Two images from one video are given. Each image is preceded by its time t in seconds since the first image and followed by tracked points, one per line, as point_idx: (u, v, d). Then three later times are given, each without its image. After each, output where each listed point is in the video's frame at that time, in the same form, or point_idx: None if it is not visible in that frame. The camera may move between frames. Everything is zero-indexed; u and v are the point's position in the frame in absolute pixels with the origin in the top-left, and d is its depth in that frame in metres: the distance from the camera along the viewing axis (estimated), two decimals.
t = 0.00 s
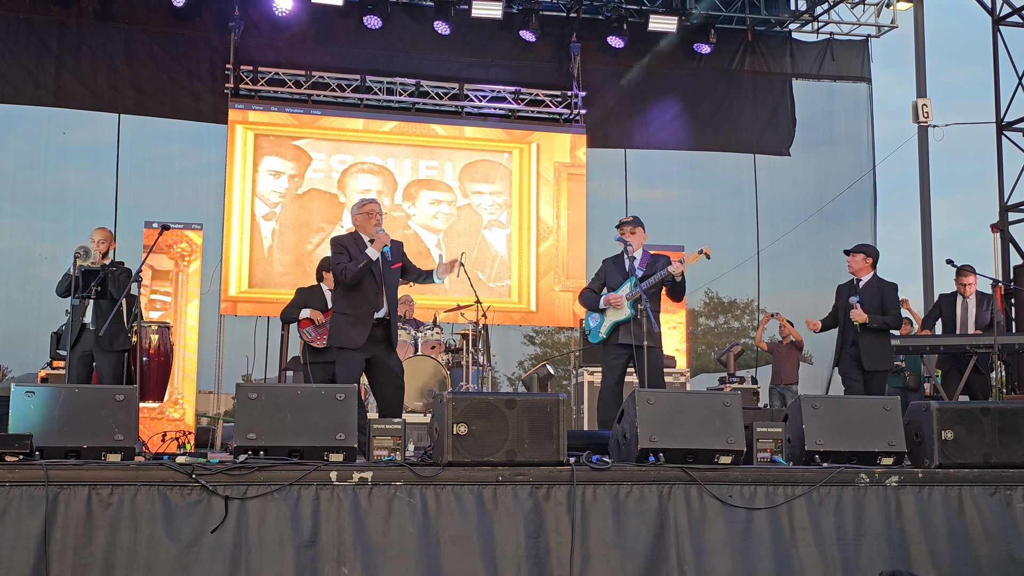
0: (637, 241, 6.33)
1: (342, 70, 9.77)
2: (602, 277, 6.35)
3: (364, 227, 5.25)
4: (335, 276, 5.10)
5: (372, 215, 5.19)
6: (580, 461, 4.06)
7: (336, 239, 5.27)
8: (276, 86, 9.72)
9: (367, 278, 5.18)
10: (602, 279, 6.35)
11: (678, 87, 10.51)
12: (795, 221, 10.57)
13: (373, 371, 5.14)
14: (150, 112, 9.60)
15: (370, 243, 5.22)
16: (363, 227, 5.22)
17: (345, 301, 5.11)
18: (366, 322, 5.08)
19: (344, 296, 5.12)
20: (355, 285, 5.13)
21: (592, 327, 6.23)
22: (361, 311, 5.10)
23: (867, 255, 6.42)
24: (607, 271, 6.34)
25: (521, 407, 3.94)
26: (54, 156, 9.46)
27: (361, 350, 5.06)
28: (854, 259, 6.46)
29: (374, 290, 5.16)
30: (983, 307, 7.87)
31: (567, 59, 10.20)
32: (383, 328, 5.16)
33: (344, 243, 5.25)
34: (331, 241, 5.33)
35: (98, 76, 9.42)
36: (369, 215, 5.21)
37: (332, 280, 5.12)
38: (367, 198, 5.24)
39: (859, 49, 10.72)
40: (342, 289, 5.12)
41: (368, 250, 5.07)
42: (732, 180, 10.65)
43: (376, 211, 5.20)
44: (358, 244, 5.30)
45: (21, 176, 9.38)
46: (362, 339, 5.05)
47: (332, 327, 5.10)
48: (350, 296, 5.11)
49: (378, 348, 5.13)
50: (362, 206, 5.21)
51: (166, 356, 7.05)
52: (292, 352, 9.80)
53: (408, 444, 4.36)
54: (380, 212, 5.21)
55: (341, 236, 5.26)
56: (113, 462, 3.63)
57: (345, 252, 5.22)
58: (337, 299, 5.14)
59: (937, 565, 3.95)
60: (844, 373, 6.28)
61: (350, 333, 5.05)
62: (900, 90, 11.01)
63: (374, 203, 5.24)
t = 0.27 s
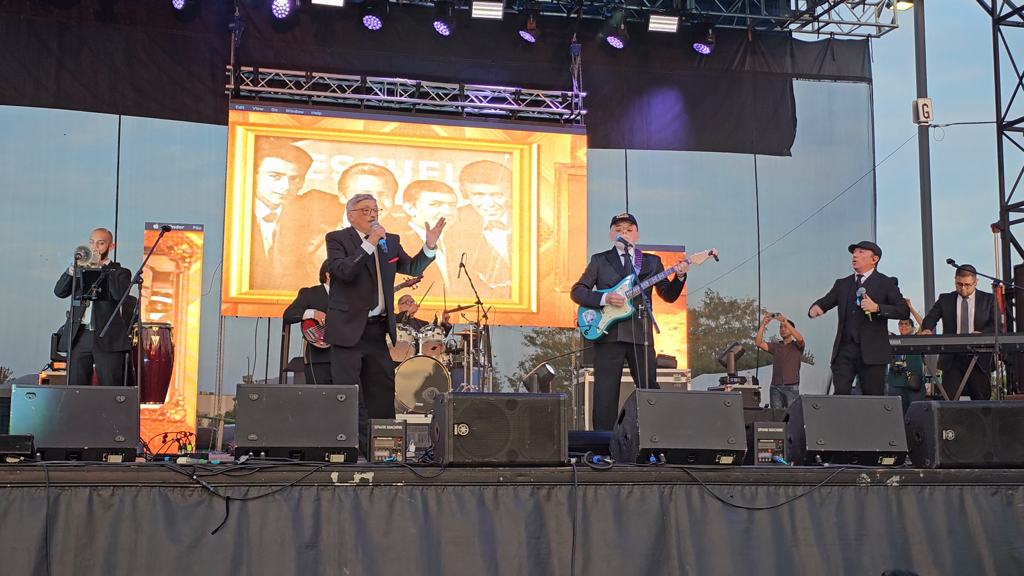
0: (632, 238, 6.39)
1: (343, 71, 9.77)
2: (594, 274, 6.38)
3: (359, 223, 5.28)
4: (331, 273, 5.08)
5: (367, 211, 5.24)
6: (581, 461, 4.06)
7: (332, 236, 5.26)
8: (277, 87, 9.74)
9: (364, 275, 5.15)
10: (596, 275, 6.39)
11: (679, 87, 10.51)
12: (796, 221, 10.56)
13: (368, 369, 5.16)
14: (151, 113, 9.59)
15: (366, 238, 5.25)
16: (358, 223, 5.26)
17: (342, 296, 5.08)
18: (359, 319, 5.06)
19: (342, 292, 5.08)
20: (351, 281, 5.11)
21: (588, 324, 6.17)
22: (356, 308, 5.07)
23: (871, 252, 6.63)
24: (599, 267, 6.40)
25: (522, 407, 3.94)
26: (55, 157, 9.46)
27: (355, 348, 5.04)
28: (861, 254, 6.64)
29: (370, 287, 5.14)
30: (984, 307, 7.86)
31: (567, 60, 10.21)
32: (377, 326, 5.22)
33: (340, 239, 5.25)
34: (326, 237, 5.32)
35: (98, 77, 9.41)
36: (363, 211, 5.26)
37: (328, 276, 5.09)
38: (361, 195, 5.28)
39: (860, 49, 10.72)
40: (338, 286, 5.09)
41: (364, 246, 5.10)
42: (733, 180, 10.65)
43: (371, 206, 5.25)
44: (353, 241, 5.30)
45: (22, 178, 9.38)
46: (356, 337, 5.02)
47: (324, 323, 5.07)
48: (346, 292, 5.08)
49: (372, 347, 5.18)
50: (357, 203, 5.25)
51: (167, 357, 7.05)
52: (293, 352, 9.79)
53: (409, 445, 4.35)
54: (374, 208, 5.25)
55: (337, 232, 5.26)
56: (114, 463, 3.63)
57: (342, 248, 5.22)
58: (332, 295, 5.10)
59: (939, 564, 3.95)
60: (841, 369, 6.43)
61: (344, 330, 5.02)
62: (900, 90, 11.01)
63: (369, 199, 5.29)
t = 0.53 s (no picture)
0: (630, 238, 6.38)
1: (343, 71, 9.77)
2: (592, 273, 6.40)
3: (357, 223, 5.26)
4: (329, 273, 5.07)
5: (365, 211, 5.21)
6: (582, 461, 4.05)
7: (331, 237, 5.25)
8: (277, 87, 9.71)
9: (362, 275, 5.15)
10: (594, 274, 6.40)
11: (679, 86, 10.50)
12: (796, 221, 10.57)
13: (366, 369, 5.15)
14: (151, 113, 9.57)
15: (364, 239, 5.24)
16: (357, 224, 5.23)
17: (340, 297, 5.08)
18: (356, 321, 5.06)
19: (340, 292, 5.09)
20: (350, 282, 5.11)
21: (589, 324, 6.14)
22: (354, 309, 5.08)
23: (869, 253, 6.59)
24: (597, 265, 6.42)
25: (522, 407, 3.94)
26: (55, 158, 9.47)
27: (354, 349, 5.04)
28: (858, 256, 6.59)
29: (368, 287, 5.15)
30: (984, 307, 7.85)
31: (567, 60, 10.21)
32: (376, 327, 5.22)
33: (338, 239, 5.24)
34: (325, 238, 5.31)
35: (98, 77, 9.40)
36: (361, 212, 5.23)
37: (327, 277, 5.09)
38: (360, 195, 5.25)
39: (860, 49, 10.72)
40: (336, 287, 5.09)
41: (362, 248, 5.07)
42: (734, 179, 10.65)
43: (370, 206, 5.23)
44: (351, 241, 5.29)
45: (22, 179, 9.38)
46: (354, 338, 5.02)
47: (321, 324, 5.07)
48: (345, 292, 5.09)
49: (370, 348, 5.17)
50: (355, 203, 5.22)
51: (168, 358, 7.04)
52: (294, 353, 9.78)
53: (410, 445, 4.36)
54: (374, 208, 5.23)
55: (336, 233, 5.24)
56: (115, 464, 3.63)
57: (340, 248, 5.22)
58: (331, 296, 5.11)
59: (941, 563, 3.95)
60: (841, 369, 6.44)
61: (341, 331, 5.02)
62: (901, 90, 11.00)
63: (368, 199, 5.25)
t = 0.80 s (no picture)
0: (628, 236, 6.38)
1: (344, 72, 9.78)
2: (592, 273, 6.40)
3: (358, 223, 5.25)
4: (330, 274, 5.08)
5: (366, 211, 5.21)
6: (583, 462, 4.05)
7: (331, 237, 5.25)
8: (278, 88, 9.72)
9: (362, 275, 5.17)
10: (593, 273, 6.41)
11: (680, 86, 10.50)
12: (797, 220, 10.56)
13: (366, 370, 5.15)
14: (152, 114, 9.56)
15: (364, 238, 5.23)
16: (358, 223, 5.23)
17: (340, 298, 5.09)
18: (357, 321, 5.07)
19: (340, 293, 5.10)
20: (351, 282, 5.13)
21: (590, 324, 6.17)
22: (354, 310, 5.09)
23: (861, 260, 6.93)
24: (596, 265, 6.43)
25: (524, 408, 3.93)
26: (57, 159, 9.48)
27: (355, 350, 5.04)
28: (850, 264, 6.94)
29: (368, 287, 5.17)
30: (986, 307, 7.85)
31: (568, 60, 10.22)
32: (376, 327, 5.21)
33: (339, 239, 5.25)
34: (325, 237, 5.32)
35: (99, 78, 9.40)
36: (362, 211, 5.23)
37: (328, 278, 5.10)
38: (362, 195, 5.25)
39: (862, 49, 10.71)
40: (337, 287, 5.11)
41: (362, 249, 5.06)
42: (735, 179, 10.64)
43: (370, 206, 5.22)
44: (352, 241, 5.30)
45: (23, 179, 9.39)
46: (354, 339, 5.02)
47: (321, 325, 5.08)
48: (346, 293, 5.10)
49: (370, 349, 5.18)
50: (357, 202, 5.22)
51: (169, 358, 7.05)
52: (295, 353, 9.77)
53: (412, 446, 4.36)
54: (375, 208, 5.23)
55: (337, 233, 5.25)
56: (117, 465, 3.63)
57: (340, 249, 5.22)
58: (331, 296, 5.12)
59: (943, 563, 3.95)
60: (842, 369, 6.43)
61: (342, 331, 5.02)
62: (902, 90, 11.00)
63: (369, 199, 5.25)
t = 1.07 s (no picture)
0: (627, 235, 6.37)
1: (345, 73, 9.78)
2: (590, 271, 6.41)
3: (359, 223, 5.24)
4: (331, 274, 5.09)
5: (369, 211, 5.19)
6: (585, 461, 4.05)
7: (332, 237, 5.26)
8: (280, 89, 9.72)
9: (363, 275, 5.17)
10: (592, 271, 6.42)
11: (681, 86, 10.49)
12: (797, 220, 10.57)
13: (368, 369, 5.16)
14: (155, 115, 9.54)
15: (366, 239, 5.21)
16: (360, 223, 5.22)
17: (341, 298, 5.10)
18: (359, 321, 5.07)
19: (341, 293, 5.11)
20: (351, 282, 5.13)
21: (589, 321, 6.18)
22: (355, 309, 5.09)
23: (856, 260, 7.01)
24: (595, 263, 6.44)
25: (525, 408, 3.93)
26: (58, 160, 9.49)
27: (357, 350, 5.05)
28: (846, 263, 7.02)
29: (369, 287, 5.17)
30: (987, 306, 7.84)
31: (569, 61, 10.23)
32: (377, 327, 5.20)
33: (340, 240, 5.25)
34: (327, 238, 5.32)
35: (100, 79, 9.39)
36: (364, 212, 5.22)
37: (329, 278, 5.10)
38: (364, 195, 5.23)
39: (863, 49, 10.71)
40: (338, 287, 5.11)
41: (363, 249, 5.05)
42: (736, 179, 10.65)
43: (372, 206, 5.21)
44: (353, 242, 5.31)
45: (25, 181, 9.41)
46: (356, 338, 5.03)
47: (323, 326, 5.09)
48: (347, 293, 5.11)
49: (371, 349, 5.17)
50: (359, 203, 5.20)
51: (170, 359, 7.05)
52: (297, 353, 9.78)
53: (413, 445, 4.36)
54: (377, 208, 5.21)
55: (338, 233, 5.26)
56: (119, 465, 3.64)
57: (341, 249, 5.22)
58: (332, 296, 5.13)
59: (944, 562, 3.95)
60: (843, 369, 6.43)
61: (344, 332, 5.03)
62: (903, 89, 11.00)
63: (371, 199, 5.23)
